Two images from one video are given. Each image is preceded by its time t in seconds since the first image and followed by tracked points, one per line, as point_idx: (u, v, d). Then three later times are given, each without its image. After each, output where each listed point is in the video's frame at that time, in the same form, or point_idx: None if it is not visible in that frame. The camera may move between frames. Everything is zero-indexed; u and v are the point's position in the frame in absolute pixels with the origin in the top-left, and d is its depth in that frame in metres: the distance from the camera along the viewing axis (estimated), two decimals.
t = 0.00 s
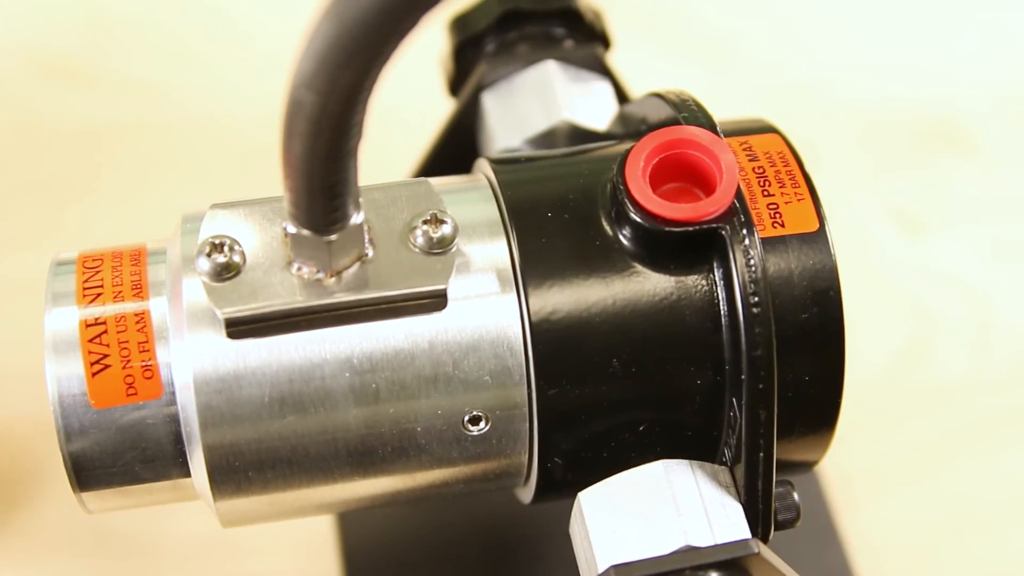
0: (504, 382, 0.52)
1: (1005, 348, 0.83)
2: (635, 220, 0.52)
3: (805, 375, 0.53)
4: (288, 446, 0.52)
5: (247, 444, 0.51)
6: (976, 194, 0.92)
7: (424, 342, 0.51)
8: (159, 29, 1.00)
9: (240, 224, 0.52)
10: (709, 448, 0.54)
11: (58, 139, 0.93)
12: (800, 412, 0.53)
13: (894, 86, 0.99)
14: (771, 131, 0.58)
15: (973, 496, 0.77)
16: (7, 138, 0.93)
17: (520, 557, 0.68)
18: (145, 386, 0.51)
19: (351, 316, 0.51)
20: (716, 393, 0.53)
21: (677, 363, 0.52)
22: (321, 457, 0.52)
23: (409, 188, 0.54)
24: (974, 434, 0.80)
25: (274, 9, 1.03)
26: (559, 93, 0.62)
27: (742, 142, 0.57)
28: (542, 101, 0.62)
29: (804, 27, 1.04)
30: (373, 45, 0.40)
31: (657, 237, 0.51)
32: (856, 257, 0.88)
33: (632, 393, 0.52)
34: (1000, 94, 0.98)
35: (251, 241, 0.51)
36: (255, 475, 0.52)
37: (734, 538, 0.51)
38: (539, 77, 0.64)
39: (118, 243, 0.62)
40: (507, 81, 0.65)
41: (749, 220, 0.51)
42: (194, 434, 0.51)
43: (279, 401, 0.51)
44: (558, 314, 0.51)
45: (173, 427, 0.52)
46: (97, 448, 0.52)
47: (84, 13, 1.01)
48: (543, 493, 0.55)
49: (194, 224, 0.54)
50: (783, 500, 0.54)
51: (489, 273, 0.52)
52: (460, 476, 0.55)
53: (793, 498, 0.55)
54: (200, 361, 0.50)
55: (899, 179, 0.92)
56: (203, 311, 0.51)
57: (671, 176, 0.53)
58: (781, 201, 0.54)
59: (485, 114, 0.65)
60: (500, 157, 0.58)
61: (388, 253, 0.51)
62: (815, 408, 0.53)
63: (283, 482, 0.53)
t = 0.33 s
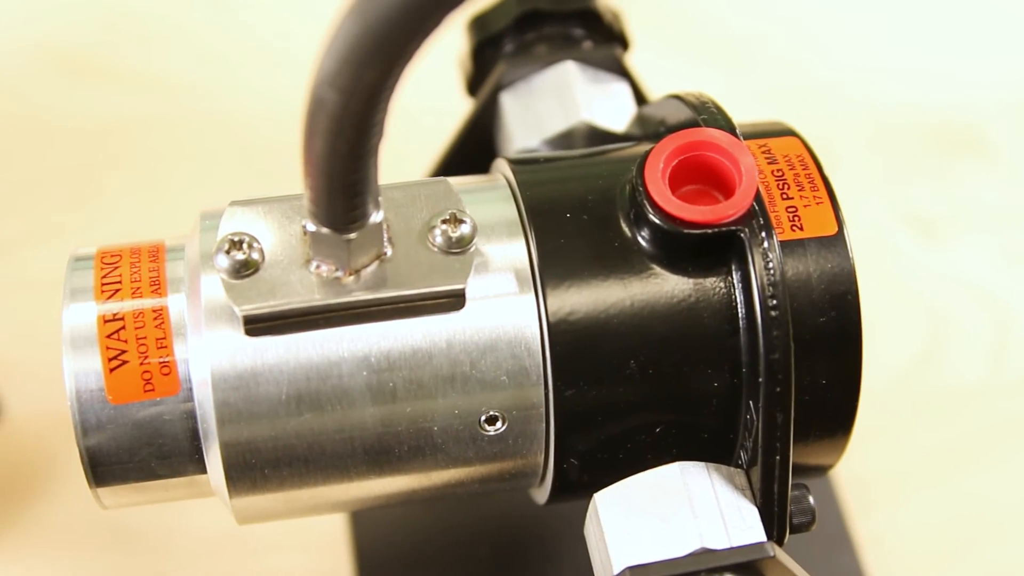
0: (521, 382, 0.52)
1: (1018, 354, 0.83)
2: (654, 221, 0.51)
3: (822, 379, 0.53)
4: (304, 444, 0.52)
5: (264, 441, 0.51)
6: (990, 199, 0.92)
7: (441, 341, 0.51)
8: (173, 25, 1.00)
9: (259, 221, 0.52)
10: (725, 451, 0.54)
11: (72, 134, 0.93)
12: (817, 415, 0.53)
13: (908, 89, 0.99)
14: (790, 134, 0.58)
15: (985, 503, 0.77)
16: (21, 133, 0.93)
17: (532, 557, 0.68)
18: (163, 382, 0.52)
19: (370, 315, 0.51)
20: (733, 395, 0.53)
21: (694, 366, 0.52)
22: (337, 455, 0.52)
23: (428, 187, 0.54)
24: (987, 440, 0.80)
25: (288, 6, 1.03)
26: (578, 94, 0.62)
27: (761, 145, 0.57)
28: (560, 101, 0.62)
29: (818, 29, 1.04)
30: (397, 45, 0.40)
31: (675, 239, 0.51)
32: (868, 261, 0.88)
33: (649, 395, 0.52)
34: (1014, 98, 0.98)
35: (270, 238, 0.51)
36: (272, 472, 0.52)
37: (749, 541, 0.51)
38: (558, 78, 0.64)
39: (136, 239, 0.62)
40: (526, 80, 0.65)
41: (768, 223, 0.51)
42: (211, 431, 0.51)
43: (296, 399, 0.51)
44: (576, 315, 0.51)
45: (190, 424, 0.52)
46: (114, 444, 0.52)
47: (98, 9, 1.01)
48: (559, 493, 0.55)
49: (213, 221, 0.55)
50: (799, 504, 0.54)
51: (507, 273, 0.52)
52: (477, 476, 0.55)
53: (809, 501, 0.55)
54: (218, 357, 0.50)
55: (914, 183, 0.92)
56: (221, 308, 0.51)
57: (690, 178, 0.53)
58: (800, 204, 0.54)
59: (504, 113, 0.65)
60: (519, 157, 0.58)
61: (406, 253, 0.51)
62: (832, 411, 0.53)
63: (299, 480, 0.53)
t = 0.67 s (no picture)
0: (539, 382, 0.52)
1: None
2: (673, 223, 0.51)
3: (839, 383, 0.53)
4: (321, 442, 0.52)
5: (281, 439, 0.51)
6: (1003, 204, 0.91)
7: (459, 341, 0.51)
8: (189, 25, 1.01)
9: (278, 219, 0.52)
10: (742, 453, 0.54)
11: (89, 131, 0.94)
12: (833, 418, 0.53)
13: (921, 94, 0.99)
14: (809, 138, 0.58)
15: (996, 509, 0.77)
16: (37, 130, 0.94)
17: (542, 559, 0.68)
18: (181, 378, 0.52)
19: (388, 313, 0.51)
20: (750, 398, 0.53)
21: (711, 368, 0.52)
22: (354, 453, 0.52)
23: (448, 187, 0.55)
24: (998, 446, 0.80)
25: (303, 7, 1.04)
26: (596, 95, 0.63)
27: (780, 148, 0.57)
28: (579, 102, 0.63)
29: (831, 34, 1.04)
30: (421, 45, 0.40)
31: (694, 241, 0.51)
32: (879, 264, 0.88)
33: (666, 397, 0.52)
34: None
35: (289, 236, 0.52)
36: (288, 470, 0.52)
37: (765, 544, 0.51)
38: (577, 79, 0.64)
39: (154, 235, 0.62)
40: (544, 81, 0.65)
41: (787, 226, 0.51)
42: (228, 427, 0.51)
43: (314, 396, 0.51)
44: (595, 315, 0.51)
45: (207, 420, 0.52)
46: (131, 439, 0.52)
47: (111, 8, 1.02)
48: (574, 494, 0.55)
49: (232, 218, 0.55)
50: (814, 507, 0.54)
51: (526, 273, 0.52)
52: (492, 476, 0.56)
53: (825, 505, 0.54)
54: (236, 354, 0.50)
55: (926, 188, 0.92)
56: (240, 305, 0.51)
57: (709, 180, 0.53)
58: (819, 207, 0.54)
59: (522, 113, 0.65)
60: (537, 157, 0.59)
61: (426, 252, 0.51)
62: (848, 415, 0.53)
63: (315, 478, 0.53)
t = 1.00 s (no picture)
0: (556, 384, 0.52)
1: None
2: (692, 225, 0.51)
3: (857, 386, 0.52)
4: (338, 440, 0.52)
5: (299, 436, 0.51)
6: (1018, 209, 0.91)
7: (477, 340, 0.51)
8: (206, 22, 1.02)
9: (297, 217, 0.52)
10: (758, 456, 0.54)
11: (107, 129, 0.94)
12: (850, 422, 0.53)
13: (936, 98, 0.98)
14: (829, 141, 0.58)
15: (1008, 515, 0.77)
16: (55, 127, 0.94)
17: (557, 559, 0.68)
18: (198, 375, 0.52)
19: (407, 312, 0.51)
20: (767, 401, 0.53)
21: (728, 371, 0.52)
22: (371, 451, 0.52)
23: (467, 187, 0.55)
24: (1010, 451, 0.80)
25: (319, 6, 1.04)
26: (616, 96, 0.63)
27: (800, 151, 0.57)
28: (599, 104, 0.63)
29: (846, 37, 1.04)
30: (445, 45, 0.40)
31: (714, 243, 0.51)
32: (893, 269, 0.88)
33: (682, 399, 0.52)
34: None
35: (308, 234, 0.52)
36: (305, 468, 0.52)
37: (782, 547, 0.51)
38: (596, 81, 0.64)
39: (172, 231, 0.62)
40: (563, 82, 0.65)
41: (806, 229, 0.51)
42: (245, 424, 0.51)
43: (332, 394, 0.51)
44: (613, 316, 0.51)
45: (224, 417, 0.53)
46: (149, 435, 0.52)
47: (127, 8, 1.02)
48: (591, 495, 0.56)
49: (252, 215, 0.55)
50: (830, 511, 0.54)
51: (545, 274, 0.52)
52: (508, 476, 0.56)
53: (840, 509, 0.54)
54: (254, 351, 0.50)
55: (940, 192, 0.92)
56: (259, 302, 0.51)
57: (729, 182, 0.53)
58: (839, 211, 0.54)
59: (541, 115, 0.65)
60: (556, 157, 0.59)
61: (444, 251, 0.51)
62: (866, 418, 0.53)
63: (332, 476, 0.53)
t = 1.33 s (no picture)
0: (574, 385, 0.52)
1: None
2: (712, 227, 0.51)
3: (874, 391, 0.52)
4: (355, 438, 0.52)
5: (316, 434, 0.51)
6: None
7: (496, 340, 0.51)
8: (222, 19, 1.02)
9: (317, 215, 0.52)
10: (774, 460, 0.54)
11: (123, 124, 0.95)
12: (868, 426, 0.53)
13: (952, 104, 0.98)
14: (848, 145, 0.58)
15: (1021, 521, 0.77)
16: (71, 121, 0.95)
17: (570, 560, 0.68)
18: (216, 371, 0.52)
19: (425, 311, 0.51)
20: (785, 404, 0.53)
21: (746, 374, 0.52)
22: (387, 450, 0.52)
23: (487, 186, 0.55)
24: None
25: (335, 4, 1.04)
26: (636, 98, 0.63)
27: (819, 155, 0.57)
28: (619, 105, 0.63)
29: (861, 40, 1.04)
30: (468, 44, 0.40)
31: (733, 246, 0.51)
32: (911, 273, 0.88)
33: (700, 401, 0.52)
34: None
35: (327, 233, 0.52)
36: (321, 466, 0.52)
37: (798, 550, 0.51)
38: (615, 82, 0.64)
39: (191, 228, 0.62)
40: (582, 83, 0.65)
41: (826, 233, 0.51)
42: (262, 421, 0.51)
43: (349, 392, 0.51)
44: (631, 317, 0.51)
45: (242, 414, 0.53)
46: (166, 431, 0.52)
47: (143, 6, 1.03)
48: (606, 496, 0.56)
49: (272, 212, 0.55)
50: (846, 515, 0.54)
51: (564, 274, 0.52)
52: (525, 476, 0.56)
53: (856, 513, 0.54)
54: (273, 348, 0.50)
55: (955, 197, 0.92)
56: (278, 300, 0.51)
57: (749, 185, 0.53)
58: (858, 215, 0.54)
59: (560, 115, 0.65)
60: (574, 158, 0.59)
61: (464, 251, 0.51)
62: (882, 423, 0.53)
63: (348, 474, 0.53)
